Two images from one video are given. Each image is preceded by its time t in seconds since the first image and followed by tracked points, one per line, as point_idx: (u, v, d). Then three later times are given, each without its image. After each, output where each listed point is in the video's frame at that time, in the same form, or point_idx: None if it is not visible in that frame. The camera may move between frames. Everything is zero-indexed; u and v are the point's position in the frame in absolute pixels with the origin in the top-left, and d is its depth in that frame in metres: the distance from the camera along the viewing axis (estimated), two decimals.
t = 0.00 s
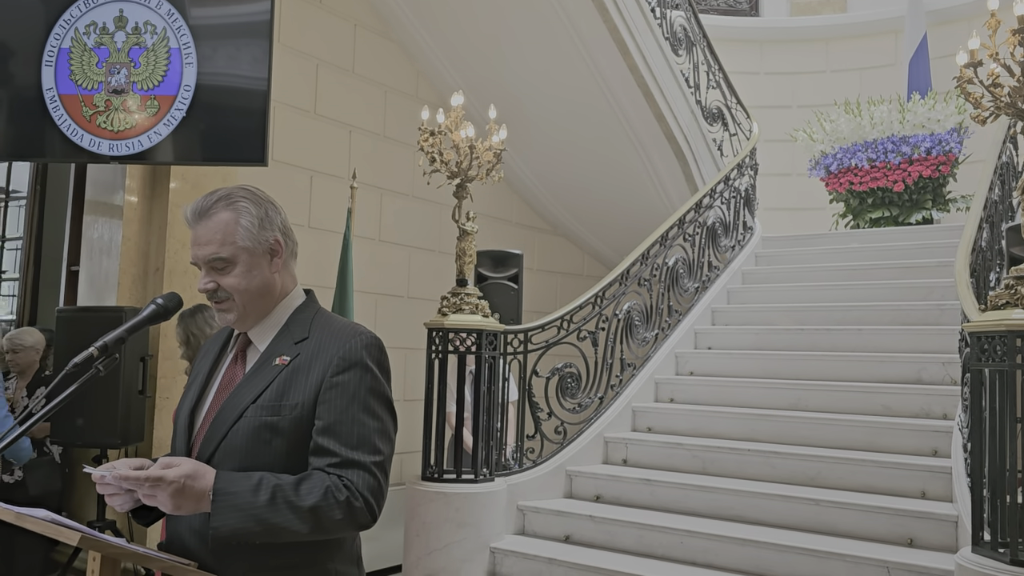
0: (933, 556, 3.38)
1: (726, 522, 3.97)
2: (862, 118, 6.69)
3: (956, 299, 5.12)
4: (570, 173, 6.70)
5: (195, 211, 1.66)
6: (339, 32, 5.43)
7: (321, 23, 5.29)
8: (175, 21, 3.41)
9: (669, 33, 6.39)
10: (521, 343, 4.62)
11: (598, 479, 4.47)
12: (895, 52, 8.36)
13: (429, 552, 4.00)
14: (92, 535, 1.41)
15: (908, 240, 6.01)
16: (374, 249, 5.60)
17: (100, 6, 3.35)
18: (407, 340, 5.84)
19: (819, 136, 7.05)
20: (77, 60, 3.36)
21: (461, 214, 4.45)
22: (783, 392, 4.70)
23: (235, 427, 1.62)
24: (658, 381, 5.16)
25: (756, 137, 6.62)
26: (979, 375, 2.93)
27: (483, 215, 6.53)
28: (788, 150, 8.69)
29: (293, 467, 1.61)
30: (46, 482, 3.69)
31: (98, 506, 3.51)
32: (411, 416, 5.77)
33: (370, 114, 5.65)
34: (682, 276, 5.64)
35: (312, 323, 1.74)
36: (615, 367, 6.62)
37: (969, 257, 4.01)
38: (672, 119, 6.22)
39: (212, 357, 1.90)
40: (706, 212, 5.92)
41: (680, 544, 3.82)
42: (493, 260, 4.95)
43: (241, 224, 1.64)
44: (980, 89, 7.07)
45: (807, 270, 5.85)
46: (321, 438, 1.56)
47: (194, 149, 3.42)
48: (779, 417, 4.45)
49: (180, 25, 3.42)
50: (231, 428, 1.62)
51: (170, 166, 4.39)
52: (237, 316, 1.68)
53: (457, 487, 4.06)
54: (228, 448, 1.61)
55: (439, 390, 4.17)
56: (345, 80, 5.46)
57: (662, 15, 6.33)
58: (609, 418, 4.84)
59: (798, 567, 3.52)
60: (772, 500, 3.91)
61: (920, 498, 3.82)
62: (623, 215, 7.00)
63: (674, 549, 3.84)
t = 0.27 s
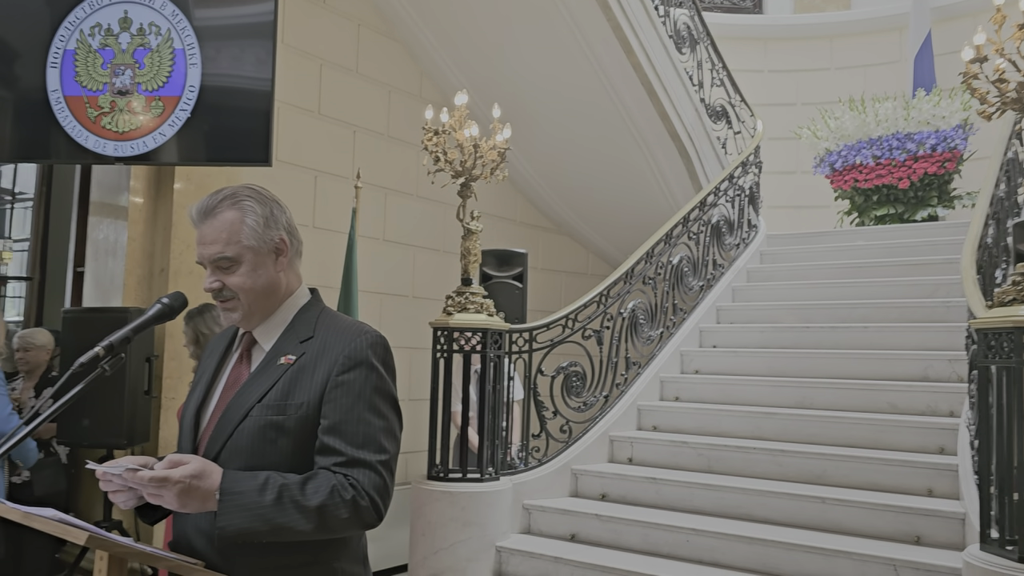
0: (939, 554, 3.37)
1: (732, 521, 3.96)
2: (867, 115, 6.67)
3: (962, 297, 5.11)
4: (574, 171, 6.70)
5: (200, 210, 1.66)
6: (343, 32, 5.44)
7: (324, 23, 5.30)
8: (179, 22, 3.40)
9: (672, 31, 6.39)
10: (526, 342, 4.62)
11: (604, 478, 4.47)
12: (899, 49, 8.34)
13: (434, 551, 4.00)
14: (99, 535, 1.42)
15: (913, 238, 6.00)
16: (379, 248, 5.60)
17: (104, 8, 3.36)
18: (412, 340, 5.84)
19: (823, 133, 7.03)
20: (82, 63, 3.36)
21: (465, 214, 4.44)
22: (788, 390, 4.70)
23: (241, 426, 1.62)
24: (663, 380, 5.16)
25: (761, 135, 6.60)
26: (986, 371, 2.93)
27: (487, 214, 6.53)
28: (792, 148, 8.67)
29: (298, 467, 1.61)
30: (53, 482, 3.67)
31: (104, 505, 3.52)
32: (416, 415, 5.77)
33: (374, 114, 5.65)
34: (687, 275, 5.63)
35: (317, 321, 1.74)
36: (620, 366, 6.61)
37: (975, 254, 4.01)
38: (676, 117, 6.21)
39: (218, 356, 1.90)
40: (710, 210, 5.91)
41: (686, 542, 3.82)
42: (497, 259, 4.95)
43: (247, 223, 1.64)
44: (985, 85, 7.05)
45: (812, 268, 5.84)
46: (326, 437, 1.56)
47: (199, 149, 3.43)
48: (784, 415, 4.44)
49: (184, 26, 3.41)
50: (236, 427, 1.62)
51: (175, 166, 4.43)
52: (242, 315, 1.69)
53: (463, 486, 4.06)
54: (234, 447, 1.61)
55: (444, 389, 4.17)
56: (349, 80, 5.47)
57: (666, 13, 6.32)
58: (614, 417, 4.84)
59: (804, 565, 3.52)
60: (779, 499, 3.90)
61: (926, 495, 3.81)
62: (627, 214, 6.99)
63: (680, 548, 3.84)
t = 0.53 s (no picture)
0: (942, 552, 3.37)
1: (734, 520, 3.96)
2: (868, 114, 6.66)
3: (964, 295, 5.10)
4: (574, 171, 6.70)
5: (200, 209, 1.66)
6: (343, 33, 5.44)
7: (323, 23, 5.30)
8: (178, 23, 3.39)
9: (672, 30, 6.38)
10: (527, 341, 4.61)
11: (605, 477, 4.46)
12: (900, 47, 8.33)
13: (435, 551, 4.00)
14: (100, 535, 1.42)
15: (914, 236, 5.99)
16: (379, 249, 5.60)
17: (104, 9, 3.36)
18: (412, 340, 5.84)
19: (823, 132, 7.03)
20: (82, 64, 3.36)
21: (466, 213, 4.44)
22: (790, 389, 4.69)
23: (242, 426, 1.62)
24: (664, 379, 5.15)
25: (761, 133, 6.59)
26: (988, 369, 2.92)
27: (487, 214, 6.52)
28: (793, 147, 8.67)
29: (299, 466, 1.61)
30: (53, 483, 3.68)
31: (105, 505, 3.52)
32: (417, 415, 5.77)
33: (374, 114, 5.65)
34: (688, 274, 5.63)
35: (317, 321, 1.73)
36: (621, 365, 6.61)
37: (977, 252, 4.00)
38: (676, 116, 6.21)
39: (218, 356, 1.90)
40: (711, 209, 5.91)
41: (688, 541, 3.81)
42: (498, 259, 4.95)
43: (246, 222, 1.63)
44: (986, 82, 7.04)
45: (813, 267, 5.83)
46: (328, 436, 1.56)
47: (199, 150, 3.40)
48: (786, 414, 4.43)
49: (184, 27, 3.40)
50: (237, 427, 1.62)
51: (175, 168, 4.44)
52: (241, 314, 1.68)
53: (464, 486, 4.06)
54: (235, 447, 1.61)
55: (445, 389, 4.16)
56: (348, 81, 5.47)
57: (666, 13, 6.32)
58: (615, 417, 4.83)
59: (807, 564, 3.51)
60: (781, 498, 3.89)
61: (929, 494, 3.81)
62: (628, 213, 6.98)
63: (682, 547, 3.83)
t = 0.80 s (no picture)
0: (946, 552, 3.36)
1: (737, 520, 3.95)
2: (870, 113, 6.66)
3: (966, 294, 5.09)
4: (575, 171, 6.70)
5: (202, 209, 1.66)
6: (345, 34, 5.44)
7: (325, 25, 5.30)
8: (180, 25, 3.40)
9: (674, 29, 6.38)
10: (529, 342, 4.60)
11: (608, 478, 4.46)
12: (902, 46, 8.32)
13: (438, 552, 4.00)
14: (103, 536, 1.41)
15: (917, 235, 5.98)
16: (381, 250, 5.60)
17: (106, 11, 3.36)
18: (415, 341, 5.84)
19: (825, 131, 7.02)
20: (84, 66, 3.37)
21: (468, 214, 4.43)
22: (793, 389, 4.68)
23: (244, 426, 1.62)
24: (667, 379, 5.15)
25: (763, 133, 6.58)
26: (992, 368, 2.91)
27: (489, 215, 6.52)
28: (795, 147, 8.67)
29: (301, 466, 1.61)
30: (58, 485, 3.70)
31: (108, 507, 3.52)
32: (419, 416, 5.77)
33: (375, 115, 5.65)
34: (690, 274, 5.62)
35: (319, 321, 1.73)
36: (624, 365, 6.61)
37: (980, 251, 3.99)
38: (678, 116, 6.21)
39: (220, 356, 1.90)
40: (713, 209, 5.90)
41: (691, 541, 3.81)
42: (500, 259, 4.95)
43: (248, 221, 1.63)
44: (989, 81, 7.03)
45: (816, 266, 5.82)
46: (329, 436, 1.56)
47: (201, 152, 3.40)
48: (789, 414, 4.43)
49: (186, 29, 3.40)
50: (239, 427, 1.62)
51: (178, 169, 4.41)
52: (242, 314, 1.68)
53: (467, 487, 4.06)
54: (237, 447, 1.60)
55: (448, 390, 4.16)
56: (350, 82, 5.47)
57: (667, 13, 6.31)
58: (618, 417, 4.83)
59: (810, 564, 3.50)
60: (784, 498, 3.89)
61: (933, 494, 3.80)
62: (631, 213, 6.98)
63: (685, 547, 3.83)
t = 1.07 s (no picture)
0: (948, 553, 3.35)
1: (739, 520, 3.95)
2: (871, 113, 6.65)
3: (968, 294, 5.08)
4: (576, 171, 6.70)
5: (202, 210, 1.66)
6: (345, 35, 5.44)
7: (326, 26, 5.30)
8: (181, 26, 3.40)
9: (674, 30, 6.37)
10: (530, 342, 4.60)
11: (610, 478, 4.45)
12: (903, 46, 8.32)
13: (440, 553, 4.00)
14: (103, 537, 1.41)
15: (918, 235, 5.97)
16: (382, 251, 5.60)
17: (107, 12, 3.36)
18: (415, 341, 5.83)
19: (827, 132, 7.02)
20: (85, 68, 3.37)
21: (468, 215, 4.43)
22: (795, 389, 4.67)
23: (244, 427, 1.62)
24: (668, 380, 5.15)
25: (764, 133, 6.58)
26: (993, 368, 2.91)
27: (489, 216, 6.52)
28: (796, 147, 8.66)
29: (301, 467, 1.61)
30: (59, 486, 3.71)
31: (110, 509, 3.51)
32: (421, 416, 5.77)
33: (376, 116, 5.65)
34: (691, 274, 5.61)
35: (319, 322, 1.73)
36: (625, 366, 6.61)
37: (982, 251, 3.98)
38: (679, 117, 6.20)
39: (220, 357, 1.90)
40: (714, 209, 5.90)
41: (692, 542, 3.80)
42: (501, 260, 4.95)
43: (248, 222, 1.63)
44: (990, 81, 7.02)
45: (817, 267, 5.82)
46: (329, 437, 1.56)
47: (202, 153, 3.41)
48: (791, 414, 4.42)
49: (187, 30, 3.40)
50: (239, 428, 1.62)
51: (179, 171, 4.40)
52: (242, 315, 1.68)
53: (468, 487, 4.05)
54: (237, 448, 1.60)
55: (449, 390, 4.15)
56: (351, 83, 5.47)
57: (668, 13, 6.31)
58: (620, 417, 4.82)
59: (812, 565, 3.50)
60: (786, 498, 3.88)
61: (934, 494, 3.79)
62: (632, 214, 6.97)
63: (687, 548, 3.82)
